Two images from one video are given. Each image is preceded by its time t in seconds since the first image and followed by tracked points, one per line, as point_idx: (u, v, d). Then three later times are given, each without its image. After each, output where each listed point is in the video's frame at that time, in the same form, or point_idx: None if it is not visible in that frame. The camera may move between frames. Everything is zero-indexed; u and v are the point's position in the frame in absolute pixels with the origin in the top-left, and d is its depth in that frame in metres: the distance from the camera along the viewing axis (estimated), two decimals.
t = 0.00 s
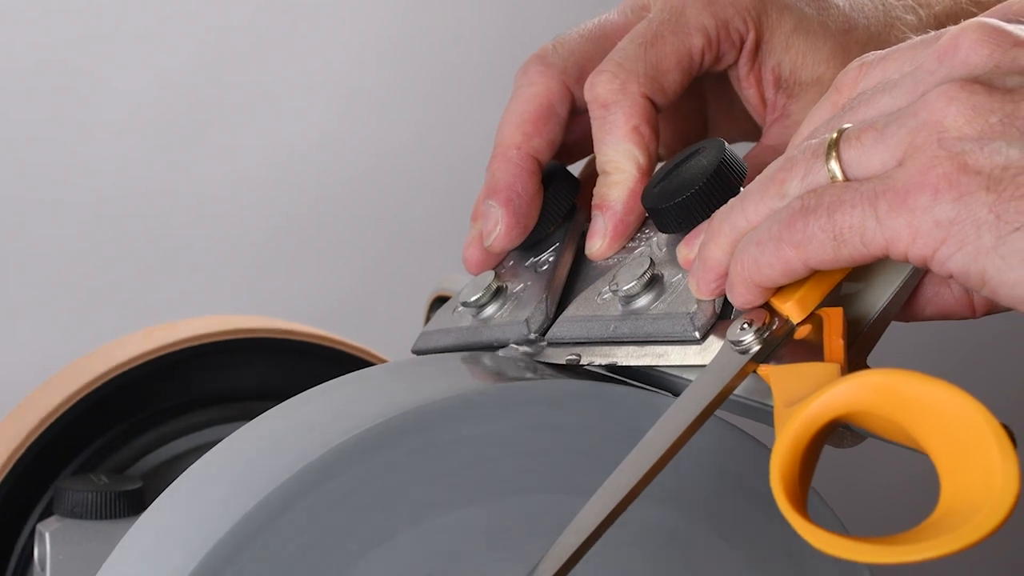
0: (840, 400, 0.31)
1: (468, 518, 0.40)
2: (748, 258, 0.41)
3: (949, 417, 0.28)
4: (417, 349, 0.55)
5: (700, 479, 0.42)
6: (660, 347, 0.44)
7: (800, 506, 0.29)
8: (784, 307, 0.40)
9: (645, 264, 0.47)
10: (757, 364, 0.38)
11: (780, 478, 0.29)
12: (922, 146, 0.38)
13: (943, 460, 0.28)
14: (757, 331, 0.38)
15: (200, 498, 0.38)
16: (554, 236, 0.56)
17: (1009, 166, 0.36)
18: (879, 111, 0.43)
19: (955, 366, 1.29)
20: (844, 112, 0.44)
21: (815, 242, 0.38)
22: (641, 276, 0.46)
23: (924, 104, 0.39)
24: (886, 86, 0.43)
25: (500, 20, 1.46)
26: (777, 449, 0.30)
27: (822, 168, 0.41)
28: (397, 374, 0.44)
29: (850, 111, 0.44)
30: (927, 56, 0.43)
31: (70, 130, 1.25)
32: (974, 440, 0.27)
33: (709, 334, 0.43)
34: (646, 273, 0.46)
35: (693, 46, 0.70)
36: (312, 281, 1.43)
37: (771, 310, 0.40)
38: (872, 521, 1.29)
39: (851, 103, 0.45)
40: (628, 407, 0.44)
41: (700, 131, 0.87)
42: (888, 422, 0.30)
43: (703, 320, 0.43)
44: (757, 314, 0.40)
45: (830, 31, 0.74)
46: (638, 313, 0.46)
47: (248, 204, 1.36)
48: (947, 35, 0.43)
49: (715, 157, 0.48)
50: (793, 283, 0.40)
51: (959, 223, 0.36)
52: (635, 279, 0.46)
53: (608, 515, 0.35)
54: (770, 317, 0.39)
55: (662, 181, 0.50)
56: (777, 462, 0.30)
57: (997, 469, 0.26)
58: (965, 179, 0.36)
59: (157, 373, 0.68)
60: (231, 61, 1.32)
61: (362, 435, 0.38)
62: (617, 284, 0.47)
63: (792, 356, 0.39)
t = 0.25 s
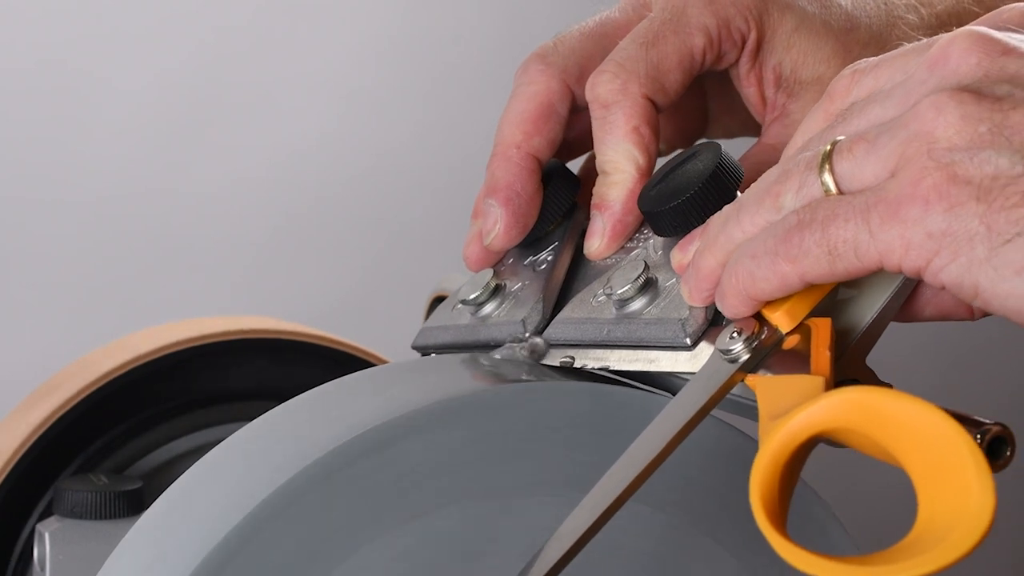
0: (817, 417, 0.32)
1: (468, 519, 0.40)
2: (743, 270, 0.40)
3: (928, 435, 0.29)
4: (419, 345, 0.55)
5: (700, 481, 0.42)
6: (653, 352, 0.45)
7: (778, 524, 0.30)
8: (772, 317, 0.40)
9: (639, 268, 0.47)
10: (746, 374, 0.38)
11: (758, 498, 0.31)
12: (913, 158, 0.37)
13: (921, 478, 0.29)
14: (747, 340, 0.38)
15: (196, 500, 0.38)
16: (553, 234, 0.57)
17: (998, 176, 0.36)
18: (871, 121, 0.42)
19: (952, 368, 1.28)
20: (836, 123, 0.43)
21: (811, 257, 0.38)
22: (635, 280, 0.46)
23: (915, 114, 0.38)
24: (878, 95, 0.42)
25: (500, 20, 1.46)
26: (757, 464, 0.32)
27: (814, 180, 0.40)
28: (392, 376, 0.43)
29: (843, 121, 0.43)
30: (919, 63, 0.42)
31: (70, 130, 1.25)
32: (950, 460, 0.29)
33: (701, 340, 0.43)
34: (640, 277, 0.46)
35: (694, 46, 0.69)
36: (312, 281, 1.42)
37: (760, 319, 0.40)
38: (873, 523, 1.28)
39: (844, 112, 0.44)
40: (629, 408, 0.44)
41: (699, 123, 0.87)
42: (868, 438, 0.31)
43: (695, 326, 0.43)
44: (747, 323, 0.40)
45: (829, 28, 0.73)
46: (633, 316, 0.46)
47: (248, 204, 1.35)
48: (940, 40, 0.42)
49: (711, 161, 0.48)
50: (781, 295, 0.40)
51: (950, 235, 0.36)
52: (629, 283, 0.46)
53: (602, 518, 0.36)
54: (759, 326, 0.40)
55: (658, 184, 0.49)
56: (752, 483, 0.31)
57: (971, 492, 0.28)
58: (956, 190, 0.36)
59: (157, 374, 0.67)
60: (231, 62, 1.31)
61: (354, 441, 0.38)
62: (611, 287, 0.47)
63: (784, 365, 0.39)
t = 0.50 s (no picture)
0: (799, 434, 0.33)
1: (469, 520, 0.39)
2: (733, 282, 0.40)
3: (905, 460, 0.30)
4: (420, 337, 0.56)
5: (700, 480, 0.42)
6: (644, 356, 0.45)
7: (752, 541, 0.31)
8: (760, 325, 0.40)
9: (633, 270, 0.47)
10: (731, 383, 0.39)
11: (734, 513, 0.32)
12: (899, 171, 0.37)
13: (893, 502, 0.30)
14: (734, 348, 0.39)
15: (195, 499, 0.38)
16: (555, 229, 0.57)
17: (983, 192, 0.36)
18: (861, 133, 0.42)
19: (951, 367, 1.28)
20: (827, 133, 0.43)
21: (801, 271, 0.38)
22: (629, 281, 0.46)
23: (903, 127, 0.38)
24: (867, 106, 0.43)
25: (500, 20, 1.42)
26: (735, 479, 0.33)
27: (805, 192, 0.41)
28: (397, 374, 0.44)
29: (833, 132, 0.43)
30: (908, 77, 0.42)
31: (71, 130, 1.25)
32: (924, 488, 0.29)
33: (692, 345, 0.43)
34: (634, 279, 0.46)
35: (697, 43, 0.69)
36: (311, 281, 1.42)
37: (748, 328, 0.41)
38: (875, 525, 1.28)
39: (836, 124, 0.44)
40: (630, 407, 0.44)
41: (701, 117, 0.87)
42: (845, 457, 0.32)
43: (686, 331, 0.43)
44: (734, 332, 0.41)
45: (832, 25, 0.73)
46: (626, 318, 0.46)
47: (248, 205, 1.35)
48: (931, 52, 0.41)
49: (708, 162, 0.48)
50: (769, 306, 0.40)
51: (937, 251, 0.36)
52: (623, 284, 0.46)
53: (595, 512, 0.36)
54: (746, 335, 0.40)
55: (654, 186, 0.50)
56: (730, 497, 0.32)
57: (941, 523, 0.28)
58: (942, 207, 0.36)
59: (157, 374, 0.67)
60: (230, 62, 1.31)
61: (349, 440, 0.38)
62: (606, 289, 0.47)
63: (772, 373, 0.40)
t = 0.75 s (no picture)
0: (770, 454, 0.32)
1: (464, 522, 0.40)
2: (723, 294, 0.41)
3: (877, 485, 0.30)
4: (421, 329, 0.56)
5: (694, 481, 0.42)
6: (633, 361, 0.45)
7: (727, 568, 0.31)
8: (746, 336, 0.41)
9: (627, 272, 0.47)
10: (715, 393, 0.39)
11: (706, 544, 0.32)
12: (886, 190, 0.38)
13: (866, 525, 0.30)
14: (720, 359, 0.40)
15: (191, 499, 0.38)
16: (557, 224, 0.58)
17: (966, 210, 0.36)
18: (850, 148, 0.42)
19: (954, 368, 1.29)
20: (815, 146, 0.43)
21: (791, 290, 0.39)
22: (623, 284, 0.47)
23: (891, 144, 0.38)
24: (856, 119, 0.43)
25: (500, 20, 1.42)
26: (707, 505, 0.32)
27: (794, 208, 0.41)
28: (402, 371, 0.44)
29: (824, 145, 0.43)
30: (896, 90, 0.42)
31: (72, 131, 1.25)
32: (897, 512, 0.30)
33: (680, 351, 0.44)
34: (628, 282, 0.47)
35: (700, 41, 0.69)
36: (311, 282, 1.41)
37: (734, 339, 0.42)
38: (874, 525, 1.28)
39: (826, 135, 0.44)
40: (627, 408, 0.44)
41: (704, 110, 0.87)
42: (814, 475, 0.32)
43: (675, 337, 0.44)
44: (720, 343, 0.41)
45: (837, 22, 0.72)
46: (618, 322, 0.46)
47: (248, 206, 1.35)
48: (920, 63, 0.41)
49: (704, 164, 0.48)
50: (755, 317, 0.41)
51: (922, 269, 0.36)
52: (617, 287, 0.47)
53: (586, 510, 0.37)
54: (732, 346, 0.41)
55: (650, 189, 0.50)
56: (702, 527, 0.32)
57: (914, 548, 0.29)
58: (926, 224, 0.36)
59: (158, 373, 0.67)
60: (231, 62, 1.31)
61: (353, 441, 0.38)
62: (599, 291, 0.47)
63: (759, 382, 0.40)
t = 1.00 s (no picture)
0: (747, 469, 0.35)
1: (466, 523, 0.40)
2: (712, 303, 0.42)
3: (847, 501, 0.33)
4: (421, 320, 0.56)
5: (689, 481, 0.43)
6: (624, 364, 0.46)
7: None
8: (734, 344, 0.42)
9: (621, 274, 0.48)
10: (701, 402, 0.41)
11: (683, 553, 0.34)
12: (870, 209, 0.39)
13: (836, 539, 0.33)
14: (707, 366, 0.42)
15: (194, 498, 0.38)
16: (558, 219, 0.57)
17: (950, 229, 0.37)
18: (837, 163, 0.43)
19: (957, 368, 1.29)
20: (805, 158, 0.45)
21: (777, 303, 0.41)
22: (617, 285, 0.47)
23: (876, 161, 0.40)
24: (846, 133, 0.44)
25: (500, 20, 1.40)
26: (685, 515, 0.35)
27: (782, 221, 0.43)
28: (406, 372, 0.44)
29: (812, 158, 0.44)
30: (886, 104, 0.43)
31: (71, 129, 1.20)
32: (866, 528, 0.32)
33: (671, 355, 0.45)
34: (622, 283, 0.47)
35: (703, 39, 0.69)
36: (313, 283, 1.37)
37: (721, 346, 0.43)
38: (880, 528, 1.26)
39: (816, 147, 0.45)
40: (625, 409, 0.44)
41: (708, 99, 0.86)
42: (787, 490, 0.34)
43: (666, 341, 0.45)
44: (708, 350, 0.43)
45: (842, 18, 0.72)
46: (613, 323, 0.47)
47: (250, 207, 1.31)
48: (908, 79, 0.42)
49: (701, 164, 0.48)
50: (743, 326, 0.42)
51: (905, 288, 0.38)
52: (611, 288, 0.47)
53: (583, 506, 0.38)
54: (720, 353, 0.42)
55: (646, 191, 0.49)
56: (680, 537, 0.35)
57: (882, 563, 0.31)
58: (910, 242, 0.38)
59: (158, 374, 0.67)
60: (231, 63, 1.26)
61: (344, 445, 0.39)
62: (593, 292, 0.48)
63: (745, 391, 0.42)
